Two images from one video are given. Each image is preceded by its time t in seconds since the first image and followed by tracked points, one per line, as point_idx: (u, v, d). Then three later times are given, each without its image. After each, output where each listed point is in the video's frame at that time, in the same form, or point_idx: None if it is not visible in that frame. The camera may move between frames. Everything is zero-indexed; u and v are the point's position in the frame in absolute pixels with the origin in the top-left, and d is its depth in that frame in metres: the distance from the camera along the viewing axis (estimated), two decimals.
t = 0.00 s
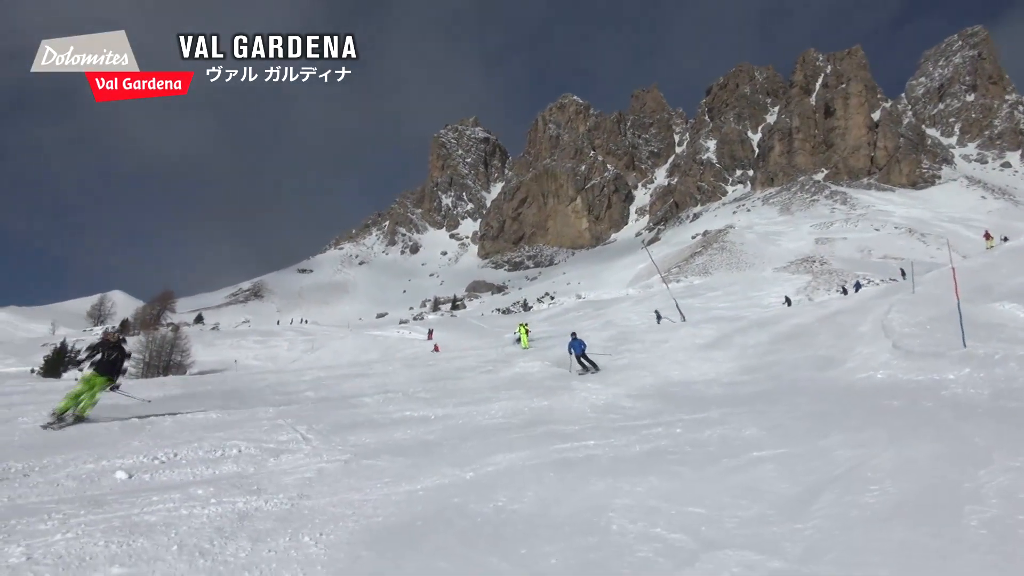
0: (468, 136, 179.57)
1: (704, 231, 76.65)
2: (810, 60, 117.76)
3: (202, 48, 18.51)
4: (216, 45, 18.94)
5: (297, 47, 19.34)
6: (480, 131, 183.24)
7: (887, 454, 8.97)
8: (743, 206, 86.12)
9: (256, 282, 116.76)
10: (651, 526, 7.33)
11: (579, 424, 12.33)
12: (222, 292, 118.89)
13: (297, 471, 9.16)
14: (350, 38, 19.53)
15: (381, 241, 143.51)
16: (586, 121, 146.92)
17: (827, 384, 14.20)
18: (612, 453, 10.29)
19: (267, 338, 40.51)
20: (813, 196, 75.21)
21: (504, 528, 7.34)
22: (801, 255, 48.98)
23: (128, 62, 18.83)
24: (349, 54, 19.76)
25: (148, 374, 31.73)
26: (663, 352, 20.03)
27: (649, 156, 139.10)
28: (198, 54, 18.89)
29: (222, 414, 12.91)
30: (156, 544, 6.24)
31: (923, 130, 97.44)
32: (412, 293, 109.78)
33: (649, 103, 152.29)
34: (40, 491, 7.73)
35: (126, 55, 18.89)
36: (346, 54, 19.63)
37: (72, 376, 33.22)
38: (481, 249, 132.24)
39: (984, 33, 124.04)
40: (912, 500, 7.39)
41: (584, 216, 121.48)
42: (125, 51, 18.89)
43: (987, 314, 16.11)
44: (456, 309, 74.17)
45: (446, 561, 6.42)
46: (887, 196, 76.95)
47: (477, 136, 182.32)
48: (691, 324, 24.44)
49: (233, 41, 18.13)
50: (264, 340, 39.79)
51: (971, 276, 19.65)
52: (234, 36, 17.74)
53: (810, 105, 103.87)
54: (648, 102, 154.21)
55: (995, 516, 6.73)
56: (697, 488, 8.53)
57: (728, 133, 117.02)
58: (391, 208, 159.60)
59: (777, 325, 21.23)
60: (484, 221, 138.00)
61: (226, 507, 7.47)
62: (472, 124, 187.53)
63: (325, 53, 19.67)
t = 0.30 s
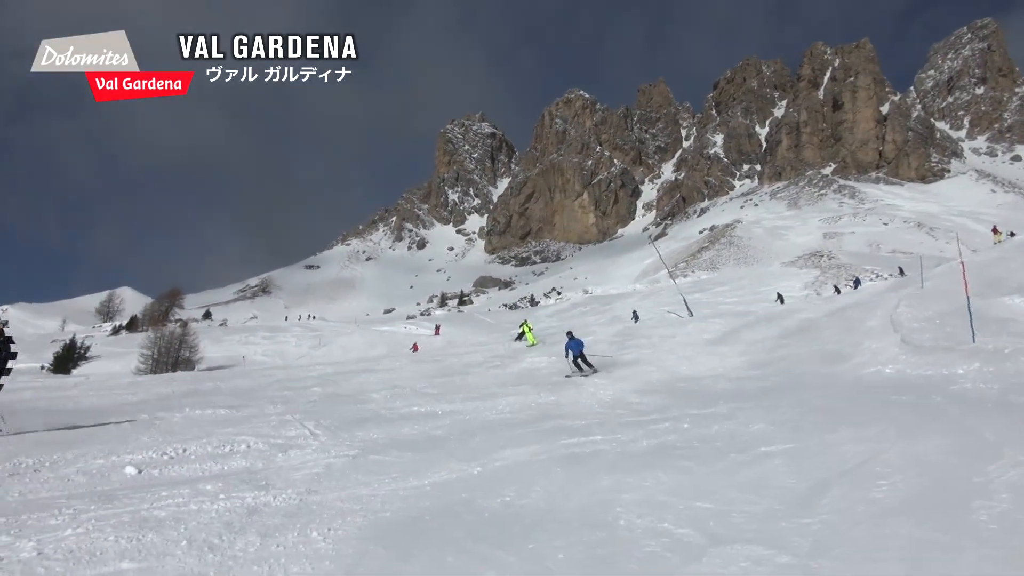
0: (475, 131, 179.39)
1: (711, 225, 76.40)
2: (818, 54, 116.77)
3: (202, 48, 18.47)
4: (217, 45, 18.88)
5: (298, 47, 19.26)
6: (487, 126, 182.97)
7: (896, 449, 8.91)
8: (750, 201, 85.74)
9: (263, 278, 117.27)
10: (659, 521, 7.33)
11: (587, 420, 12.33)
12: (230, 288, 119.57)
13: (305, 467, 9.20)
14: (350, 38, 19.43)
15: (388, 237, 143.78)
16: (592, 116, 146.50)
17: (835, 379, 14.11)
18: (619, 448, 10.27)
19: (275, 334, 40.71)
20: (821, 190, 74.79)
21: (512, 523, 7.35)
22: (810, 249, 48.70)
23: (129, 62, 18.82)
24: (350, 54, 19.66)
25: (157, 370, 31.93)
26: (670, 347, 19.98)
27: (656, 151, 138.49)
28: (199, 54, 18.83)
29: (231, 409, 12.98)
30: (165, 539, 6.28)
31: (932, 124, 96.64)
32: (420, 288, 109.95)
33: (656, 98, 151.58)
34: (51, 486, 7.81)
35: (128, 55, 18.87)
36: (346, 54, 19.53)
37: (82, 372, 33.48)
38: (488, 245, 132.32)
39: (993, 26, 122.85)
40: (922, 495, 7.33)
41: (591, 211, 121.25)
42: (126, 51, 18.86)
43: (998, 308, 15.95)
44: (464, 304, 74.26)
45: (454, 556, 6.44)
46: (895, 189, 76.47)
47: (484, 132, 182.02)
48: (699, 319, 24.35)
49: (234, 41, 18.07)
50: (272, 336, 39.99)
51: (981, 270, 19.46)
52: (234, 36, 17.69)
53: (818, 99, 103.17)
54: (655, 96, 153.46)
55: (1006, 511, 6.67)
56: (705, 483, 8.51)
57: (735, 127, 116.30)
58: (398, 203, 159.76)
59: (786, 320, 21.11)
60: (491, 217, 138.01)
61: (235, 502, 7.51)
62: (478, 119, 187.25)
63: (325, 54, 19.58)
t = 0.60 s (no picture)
0: (482, 127, 179.19)
1: (718, 220, 76.07)
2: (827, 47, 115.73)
3: (202, 48, 18.61)
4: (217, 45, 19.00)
5: (297, 47, 19.32)
6: (493, 122, 182.72)
7: (904, 444, 8.87)
8: (758, 196, 85.28)
9: (271, 274, 117.70)
10: (666, 516, 7.33)
11: (595, 415, 12.33)
12: (238, 284, 120.07)
13: (314, 462, 9.24)
14: (350, 38, 19.49)
15: (395, 233, 143.95)
16: (599, 112, 146.04)
17: (843, 374, 14.03)
18: (627, 444, 10.25)
19: (282, 330, 40.88)
20: (830, 184, 74.30)
21: (520, 519, 7.36)
22: (817, 244, 48.41)
23: (130, 62, 18.95)
24: (350, 54, 19.73)
25: (166, 367, 32.12)
26: (677, 343, 19.94)
27: (663, 146, 137.90)
28: (198, 54, 18.97)
29: (239, 405, 13.07)
30: (175, 534, 6.32)
31: (941, 117, 95.65)
32: (427, 284, 109.97)
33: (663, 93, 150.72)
34: (62, 481, 7.89)
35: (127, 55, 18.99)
36: (346, 54, 19.61)
37: (92, 369, 33.72)
38: (495, 241, 132.30)
39: (1004, 18, 121.55)
40: (930, 490, 7.28)
41: (598, 207, 120.92)
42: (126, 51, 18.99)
43: (1007, 302, 15.80)
44: (471, 300, 74.29)
45: (462, 551, 6.46)
46: (904, 184, 75.83)
47: (490, 127, 181.76)
48: (706, 315, 24.27)
49: (233, 41, 18.20)
50: (280, 333, 40.16)
51: (990, 265, 19.26)
52: (233, 36, 17.79)
53: (826, 93, 102.40)
54: (662, 91, 152.68)
55: (1015, 506, 6.62)
56: (713, 478, 8.49)
57: (743, 122, 115.56)
58: (405, 200, 159.93)
59: (794, 315, 21.00)
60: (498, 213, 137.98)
61: (244, 497, 7.56)
62: (485, 115, 186.89)
63: (325, 54, 19.65)
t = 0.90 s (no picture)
0: (489, 122, 179.00)
1: (727, 215, 75.72)
2: (836, 40, 114.66)
3: (202, 48, 18.72)
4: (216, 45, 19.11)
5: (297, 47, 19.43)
6: (501, 117, 182.50)
7: (915, 438, 8.80)
8: (767, 189, 84.83)
9: (280, 270, 118.30)
10: (675, 511, 7.30)
11: (603, 410, 12.31)
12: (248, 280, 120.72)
13: (323, 458, 9.27)
14: (350, 39, 19.56)
15: (403, 229, 144.25)
16: (606, 106, 145.45)
17: (853, 368, 13.94)
18: (636, 439, 10.22)
19: (291, 326, 41.12)
20: (839, 177, 73.77)
21: (530, 513, 7.36)
22: (826, 238, 48.08)
23: (131, 63, 19.09)
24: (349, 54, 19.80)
25: (176, 363, 32.40)
26: (686, 337, 19.88)
27: (671, 140, 137.17)
28: (198, 54, 19.09)
29: (249, 401, 13.13)
30: (186, 529, 6.37)
31: (952, 109, 94.63)
32: (435, 280, 110.14)
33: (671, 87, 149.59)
34: (74, 477, 7.96)
35: (129, 56, 19.14)
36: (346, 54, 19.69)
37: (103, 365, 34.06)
38: (503, 236, 132.29)
39: (1015, 10, 120.08)
40: (942, 485, 7.21)
41: (606, 201, 120.59)
42: (128, 52, 19.14)
43: (1019, 296, 15.65)
44: (479, 296, 74.43)
45: (471, 546, 6.46)
46: (914, 176, 75.19)
47: (498, 122, 181.50)
48: (715, 309, 24.17)
49: (233, 41, 18.31)
50: (289, 328, 40.39)
51: (1001, 258, 19.07)
52: (234, 36, 17.88)
53: (836, 86, 101.56)
54: (670, 85, 151.89)
55: None
56: (724, 473, 8.45)
57: (752, 115, 114.78)
58: (413, 195, 160.19)
59: (803, 309, 20.90)
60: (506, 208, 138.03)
61: (254, 492, 7.61)
62: (493, 110, 186.70)
63: (325, 54, 19.74)
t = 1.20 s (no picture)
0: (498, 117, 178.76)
1: (737, 208, 75.26)
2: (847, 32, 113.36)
3: (201, 48, 18.82)
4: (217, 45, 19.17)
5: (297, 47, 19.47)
6: (510, 112, 182.18)
7: (927, 432, 8.73)
8: (777, 183, 84.21)
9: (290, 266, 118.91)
10: (686, 505, 7.28)
11: (613, 404, 12.29)
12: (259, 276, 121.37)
13: (334, 452, 9.31)
14: (350, 39, 19.54)
15: (413, 224, 144.53)
16: (615, 100, 144.75)
17: (864, 362, 13.83)
18: (646, 433, 10.20)
19: (302, 321, 41.33)
20: (850, 170, 73.08)
21: (540, 508, 7.37)
22: (837, 231, 47.68)
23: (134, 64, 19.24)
24: (349, 53, 19.79)
25: (188, 358, 32.69)
26: (696, 331, 19.80)
27: (681, 133, 136.33)
28: (198, 53, 19.19)
29: (261, 396, 13.23)
30: (199, 524, 6.42)
31: (965, 101, 93.38)
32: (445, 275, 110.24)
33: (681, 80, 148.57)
34: (88, 472, 8.04)
35: (133, 57, 19.30)
36: (345, 54, 19.68)
37: (116, 361, 34.36)
38: (513, 231, 132.20)
39: None
40: (954, 478, 7.15)
41: (615, 195, 120.21)
42: (132, 53, 19.30)
43: None
44: (489, 291, 74.43)
45: (481, 540, 6.49)
46: (926, 169, 74.35)
47: (507, 117, 181.16)
48: (726, 303, 24.02)
49: (234, 41, 18.40)
50: (299, 324, 40.58)
51: (1016, 251, 18.80)
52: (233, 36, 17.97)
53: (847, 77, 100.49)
54: (680, 78, 150.89)
55: None
56: (734, 467, 8.40)
57: (762, 108, 113.83)
58: (422, 191, 160.39)
59: (815, 303, 20.74)
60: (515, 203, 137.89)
61: (266, 487, 7.65)
62: (501, 105, 186.34)
63: (325, 54, 19.76)
